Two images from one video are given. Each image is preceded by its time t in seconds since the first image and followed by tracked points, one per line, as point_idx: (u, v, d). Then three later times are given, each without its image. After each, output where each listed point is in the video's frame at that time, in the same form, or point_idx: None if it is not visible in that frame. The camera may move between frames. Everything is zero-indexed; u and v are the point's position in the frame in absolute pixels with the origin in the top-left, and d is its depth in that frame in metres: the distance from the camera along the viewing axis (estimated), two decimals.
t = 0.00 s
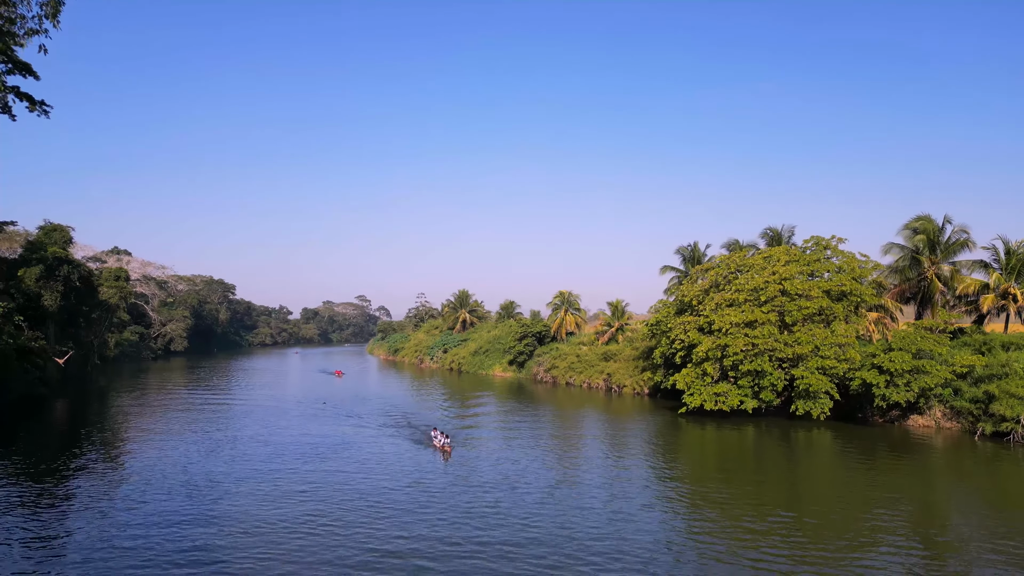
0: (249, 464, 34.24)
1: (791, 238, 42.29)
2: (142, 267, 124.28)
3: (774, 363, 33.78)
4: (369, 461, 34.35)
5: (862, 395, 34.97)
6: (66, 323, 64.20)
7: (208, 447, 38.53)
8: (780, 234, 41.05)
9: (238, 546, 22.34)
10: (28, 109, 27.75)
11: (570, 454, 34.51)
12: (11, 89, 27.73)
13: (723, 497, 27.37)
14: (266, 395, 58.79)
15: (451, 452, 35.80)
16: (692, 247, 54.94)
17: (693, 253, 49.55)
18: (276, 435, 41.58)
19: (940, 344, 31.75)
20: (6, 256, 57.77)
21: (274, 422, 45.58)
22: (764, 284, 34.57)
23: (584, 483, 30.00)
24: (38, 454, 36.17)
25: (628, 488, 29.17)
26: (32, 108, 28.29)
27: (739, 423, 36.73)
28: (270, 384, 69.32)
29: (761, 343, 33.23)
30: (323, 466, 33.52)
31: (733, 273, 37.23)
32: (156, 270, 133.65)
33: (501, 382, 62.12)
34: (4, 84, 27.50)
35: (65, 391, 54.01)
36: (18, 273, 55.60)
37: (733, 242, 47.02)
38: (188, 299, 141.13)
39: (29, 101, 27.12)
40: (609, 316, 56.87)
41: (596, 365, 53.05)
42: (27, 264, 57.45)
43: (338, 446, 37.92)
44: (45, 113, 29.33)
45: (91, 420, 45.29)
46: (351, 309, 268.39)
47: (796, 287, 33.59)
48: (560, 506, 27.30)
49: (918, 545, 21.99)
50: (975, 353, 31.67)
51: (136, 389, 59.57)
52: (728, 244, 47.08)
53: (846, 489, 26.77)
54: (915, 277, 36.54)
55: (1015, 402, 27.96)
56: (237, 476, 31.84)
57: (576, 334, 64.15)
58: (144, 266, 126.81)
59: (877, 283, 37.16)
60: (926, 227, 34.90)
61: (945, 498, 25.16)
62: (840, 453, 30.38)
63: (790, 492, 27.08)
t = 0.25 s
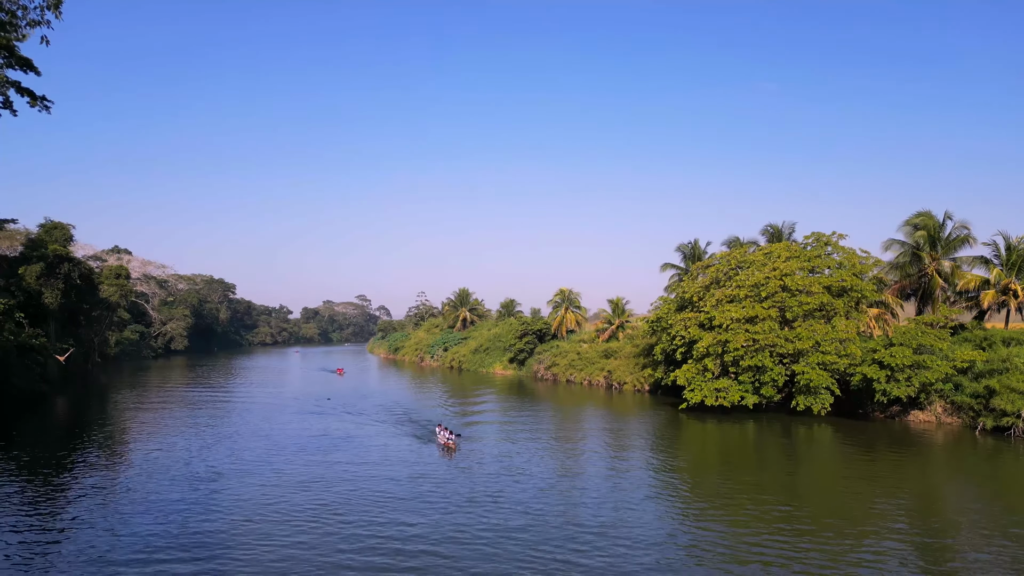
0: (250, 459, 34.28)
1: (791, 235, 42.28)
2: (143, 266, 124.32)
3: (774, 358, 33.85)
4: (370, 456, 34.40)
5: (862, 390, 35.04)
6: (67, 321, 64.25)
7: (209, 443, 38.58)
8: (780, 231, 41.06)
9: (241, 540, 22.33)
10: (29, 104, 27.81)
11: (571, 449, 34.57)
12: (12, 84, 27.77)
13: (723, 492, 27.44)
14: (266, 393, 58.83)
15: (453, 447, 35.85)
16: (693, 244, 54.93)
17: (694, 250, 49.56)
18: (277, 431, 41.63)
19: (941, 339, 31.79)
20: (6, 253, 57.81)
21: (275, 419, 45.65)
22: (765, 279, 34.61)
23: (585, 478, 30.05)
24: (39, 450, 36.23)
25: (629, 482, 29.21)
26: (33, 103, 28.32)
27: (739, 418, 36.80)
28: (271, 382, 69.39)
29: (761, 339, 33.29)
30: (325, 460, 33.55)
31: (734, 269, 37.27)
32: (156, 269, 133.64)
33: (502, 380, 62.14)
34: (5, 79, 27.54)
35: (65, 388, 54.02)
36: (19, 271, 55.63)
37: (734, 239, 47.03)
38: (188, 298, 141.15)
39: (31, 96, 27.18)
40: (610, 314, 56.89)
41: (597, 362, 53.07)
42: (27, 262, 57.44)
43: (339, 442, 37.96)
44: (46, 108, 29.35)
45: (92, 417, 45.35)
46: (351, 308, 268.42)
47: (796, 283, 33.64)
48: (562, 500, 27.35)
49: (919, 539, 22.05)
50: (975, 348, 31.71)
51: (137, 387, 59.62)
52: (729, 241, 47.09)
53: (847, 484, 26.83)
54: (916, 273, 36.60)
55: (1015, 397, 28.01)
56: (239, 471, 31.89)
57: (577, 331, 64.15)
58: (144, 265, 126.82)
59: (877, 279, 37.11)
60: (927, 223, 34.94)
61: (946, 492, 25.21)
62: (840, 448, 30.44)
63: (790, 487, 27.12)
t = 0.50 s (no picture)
0: (251, 455, 34.29)
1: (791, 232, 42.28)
2: (143, 265, 124.33)
3: (774, 355, 33.90)
4: (370, 452, 34.41)
5: (862, 386, 35.09)
6: (67, 319, 64.25)
7: (209, 439, 38.61)
8: (780, 228, 41.05)
9: (242, 534, 22.32)
10: (29, 100, 27.83)
11: (572, 445, 34.60)
12: (13, 80, 27.78)
13: (723, 487, 27.48)
14: (266, 390, 58.86)
15: (453, 443, 35.87)
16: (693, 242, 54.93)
17: (693, 248, 49.57)
18: (277, 428, 41.66)
19: (941, 335, 31.82)
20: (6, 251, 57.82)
21: (275, 416, 45.68)
22: (765, 276, 34.64)
23: (586, 474, 30.08)
24: (40, 447, 36.25)
25: (629, 478, 29.25)
26: (33, 99, 28.34)
27: (740, 414, 36.85)
28: (271, 380, 69.44)
29: (761, 335, 33.34)
30: (325, 456, 33.57)
31: (734, 266, 37.31)
32: (156, 268, 133.61)
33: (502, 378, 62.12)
34: (5, 75, 27.54)
35: (66, 386, 54.04)
36: (19, 269, 55.64)
37: (734, 237, 47.04)
38: (188, 297, 141.16)
39: (31, 92, 27.21)
40: (610, 311, 56.90)
41: (597, 360, 53.07)
42: (27, 260, 57.43)
43: (339, 438, 37.97)
44: (46, 104, 29.37)
45: (92, 414, 45.38)
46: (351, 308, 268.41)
47: (796, 280, 33.67)
48: (562, 496, 27.39)
49: (918, 534, 22.06)
50: (975, 344, 31.74)
51: (137, 384, 59.68)
52: (729, 238, 47.08)
53: (847, 479, 26.86)
54: (916, 270, 36.59)
55: (1015, 392, 28.05)
56: (239, 467, 31.91)
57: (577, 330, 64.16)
58: (144, 264, 126.81)
59: (878, 275, 37.13)
60: (926, 220, 34.94)
61: (946, 488, 25.24)
62: (840, 444, 30.49)
63: (790, 482, 27.17)
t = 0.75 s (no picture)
0: (251, 450, 34.31)
1: (791, 229, 42.34)
2: (143, 264, 124.43)
3: (774, 350, 33.95)
4: (371, 448, 34.43)
5: (862, 382, 35.16)
6: (67, 317, 64.27)
7: (209, 435, 38.61)
8: (780, 225, 41.09)
9: (243, 527, 22.30)
10: (30, 95, 27.89)
11: (572, 441, 34.63)
12: (13, 75, 27.81)
13: (723, 483, 27.54)
14: (266, 387, 58.88)
15: (453, 439, 35.89)
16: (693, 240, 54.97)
17: (694, 245, 49.59)
18: (277, 424, 41.67)
19: (941, 331, 31.87)
20: (6, 249, 57.82)
21: (275, 412, 45.70)
22: (766, 272, 34.68)
23: (586, 470, 30.09)
24: (40, 443, 36.30)
25: (630, 474, 29.25)
26: (34, 95, 28.38)
27: (740, 410, 36.90)
28: (271, 378, 69.43)
29: (761, 331, 33.43)
30: (325, 452, 33.58)
31: (735, 262, 37.37)
32: (156, 267, 133.64)
33: (502, 376, 62.15)
34: (6, 70, 27.56)
35: (66, 383, 54.08)
36: (19, 267, 55.63)
37: (733, 234, 47.07)
38: (189, 296, 141.32)
39: (31, 87, 27.31)
40: (610, 309, 56.95)
41: (597, 357, 53.10)
42: (27, 258, 57.40)
43: (339, 434, 37.97)
44: (46, 99, 29.41)
45: (92, 411, 45.41)
46: (351, 308, 268.50)
47: (797, 276, 33.72)
48: (563, 491, 27.39)
49: (919, 529, 22.06)
50: (975, 340, 31.78)
51: (137, 382, 59.69)
52: (729, 235, 47.12)
53: (847, 474, 26.90)
54: (916, 266, 36.77)
55: (1015, 387, 28.10)
56: (239, 462, 31.94)
57: (577, 328, 64.23)
58: (145, 263, 126.87)
59: (878, 272, 37.27)
60: (927, 216, 35.06)
61: (946, 483, 25.26)
62: (840, 439, 30.53)
63: (790, 477, 27.20)
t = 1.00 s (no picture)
0: (251, 447, 34.33)
1: (791, 226, 42.39)
2: (143, 264, 124.47)
3: (775, 347, 34.01)
4: (371, 444, 34.47)
5: (862, 379, 35.23)
6: (67, 315, 64.26)
7: (210, 432, 38.62)
8: (780, 223, 41.12)
9: (245, 523, 22.27)
10: (31, 91, 27.89)
11: (572, 437, 34.68)
12: (14, 72, 27.77)
13: (723, 478, 27.58)
14: (266, 385, 58.91)
15: (454, 436, 35.92)
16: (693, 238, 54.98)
17: (694, 243, 49.61)
18: (277, 421, 41.68)
19: (941, 327, 31.91)
20: (6, 247, 57.79)
21: (275, 409, 45.72)
22: (766, 269, 34.71)
23: (587, 466, 30.14)
24: (40, 440, 36.33)
25: (630, 470, 29.31)
26: (35, 91, 28.35)
27: (740, 406, 36.96)
28: (271, 376, 69.46)
29: (761, 328, 33.49)
30: (326, 449, 33.61)
31: (735, 259, 37.42)
32: (156, 266, 133.64)
33: (502, 374, 62.21)
34: (6, 67, 27.52)
35: (66, 381, 54.10)
36: (19, 265, 55.60)
37: (733, 232, 47.12)
38: (189, 296, 141.37)
39: (32, 84, 27.34)
40: (610, 307, 57.00)
41: (597, 355, 53.15)
42: (27, 256, 57.34)
43: (340, 431, 37.97)
44: (47, 96, 29.38)
45: (92, 408, 45.42)
46: (351, 308, 268.49)
47: (797, 272, 33.75)
48: (563, 487, 27.42)
49: (919, 524, 22.11)
50: (975, 336, 31.82)
51: (137, 380, 59.72)
52: (729, 232, 47.17)
53: (847, 470, 26.93)
54: (916, 263, 36.87)
55: (1016, 382, 28.15)
56: (240, 458, 31.96)
57: (577, 326, 64.30)
58: (144, 263, 126.90)
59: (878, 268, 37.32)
60: (927, 213, 35.15)
61: (946, 478, 25.31)
62: (840, 435, 30.58)
63: (790, 474, 27.19)
